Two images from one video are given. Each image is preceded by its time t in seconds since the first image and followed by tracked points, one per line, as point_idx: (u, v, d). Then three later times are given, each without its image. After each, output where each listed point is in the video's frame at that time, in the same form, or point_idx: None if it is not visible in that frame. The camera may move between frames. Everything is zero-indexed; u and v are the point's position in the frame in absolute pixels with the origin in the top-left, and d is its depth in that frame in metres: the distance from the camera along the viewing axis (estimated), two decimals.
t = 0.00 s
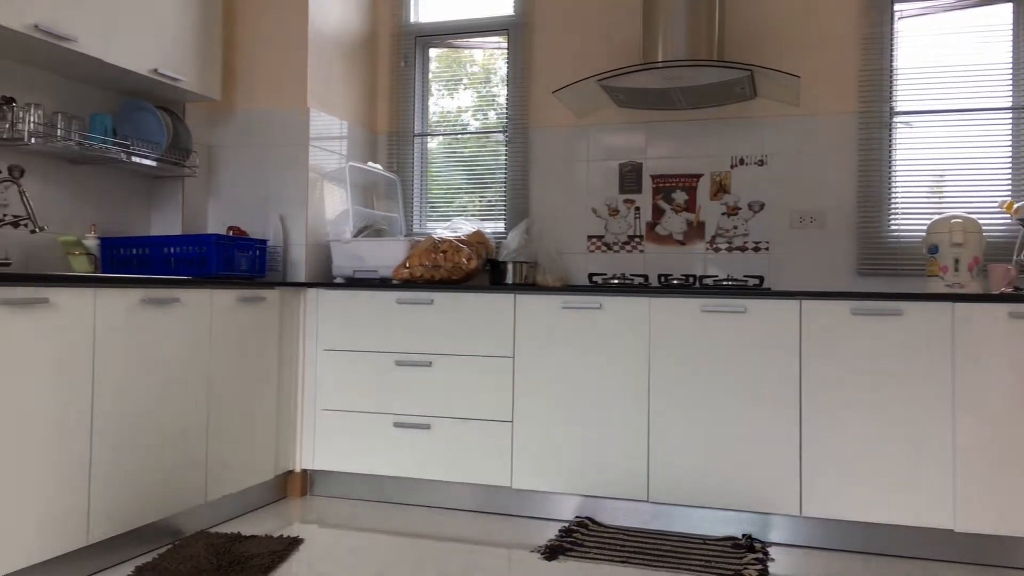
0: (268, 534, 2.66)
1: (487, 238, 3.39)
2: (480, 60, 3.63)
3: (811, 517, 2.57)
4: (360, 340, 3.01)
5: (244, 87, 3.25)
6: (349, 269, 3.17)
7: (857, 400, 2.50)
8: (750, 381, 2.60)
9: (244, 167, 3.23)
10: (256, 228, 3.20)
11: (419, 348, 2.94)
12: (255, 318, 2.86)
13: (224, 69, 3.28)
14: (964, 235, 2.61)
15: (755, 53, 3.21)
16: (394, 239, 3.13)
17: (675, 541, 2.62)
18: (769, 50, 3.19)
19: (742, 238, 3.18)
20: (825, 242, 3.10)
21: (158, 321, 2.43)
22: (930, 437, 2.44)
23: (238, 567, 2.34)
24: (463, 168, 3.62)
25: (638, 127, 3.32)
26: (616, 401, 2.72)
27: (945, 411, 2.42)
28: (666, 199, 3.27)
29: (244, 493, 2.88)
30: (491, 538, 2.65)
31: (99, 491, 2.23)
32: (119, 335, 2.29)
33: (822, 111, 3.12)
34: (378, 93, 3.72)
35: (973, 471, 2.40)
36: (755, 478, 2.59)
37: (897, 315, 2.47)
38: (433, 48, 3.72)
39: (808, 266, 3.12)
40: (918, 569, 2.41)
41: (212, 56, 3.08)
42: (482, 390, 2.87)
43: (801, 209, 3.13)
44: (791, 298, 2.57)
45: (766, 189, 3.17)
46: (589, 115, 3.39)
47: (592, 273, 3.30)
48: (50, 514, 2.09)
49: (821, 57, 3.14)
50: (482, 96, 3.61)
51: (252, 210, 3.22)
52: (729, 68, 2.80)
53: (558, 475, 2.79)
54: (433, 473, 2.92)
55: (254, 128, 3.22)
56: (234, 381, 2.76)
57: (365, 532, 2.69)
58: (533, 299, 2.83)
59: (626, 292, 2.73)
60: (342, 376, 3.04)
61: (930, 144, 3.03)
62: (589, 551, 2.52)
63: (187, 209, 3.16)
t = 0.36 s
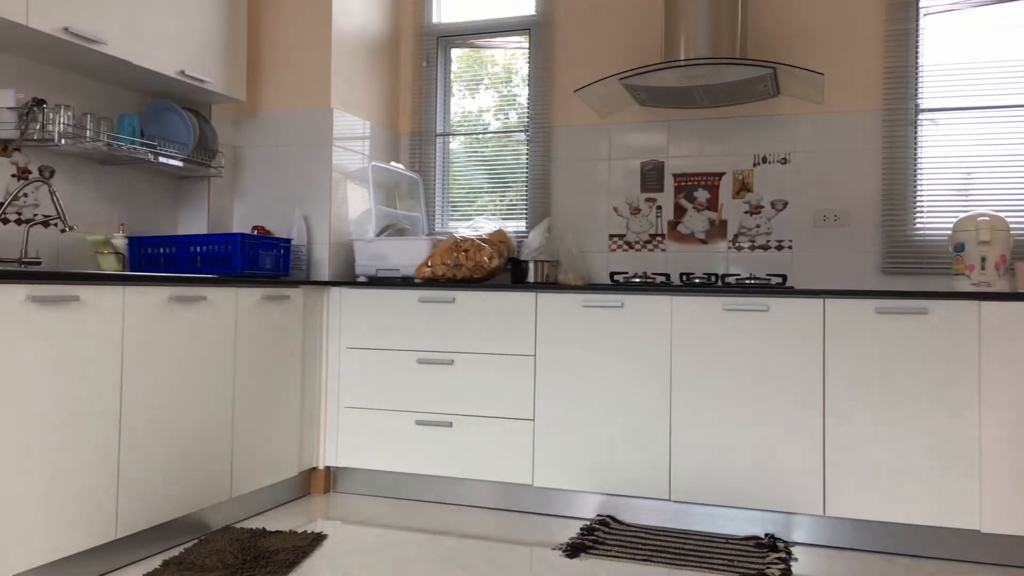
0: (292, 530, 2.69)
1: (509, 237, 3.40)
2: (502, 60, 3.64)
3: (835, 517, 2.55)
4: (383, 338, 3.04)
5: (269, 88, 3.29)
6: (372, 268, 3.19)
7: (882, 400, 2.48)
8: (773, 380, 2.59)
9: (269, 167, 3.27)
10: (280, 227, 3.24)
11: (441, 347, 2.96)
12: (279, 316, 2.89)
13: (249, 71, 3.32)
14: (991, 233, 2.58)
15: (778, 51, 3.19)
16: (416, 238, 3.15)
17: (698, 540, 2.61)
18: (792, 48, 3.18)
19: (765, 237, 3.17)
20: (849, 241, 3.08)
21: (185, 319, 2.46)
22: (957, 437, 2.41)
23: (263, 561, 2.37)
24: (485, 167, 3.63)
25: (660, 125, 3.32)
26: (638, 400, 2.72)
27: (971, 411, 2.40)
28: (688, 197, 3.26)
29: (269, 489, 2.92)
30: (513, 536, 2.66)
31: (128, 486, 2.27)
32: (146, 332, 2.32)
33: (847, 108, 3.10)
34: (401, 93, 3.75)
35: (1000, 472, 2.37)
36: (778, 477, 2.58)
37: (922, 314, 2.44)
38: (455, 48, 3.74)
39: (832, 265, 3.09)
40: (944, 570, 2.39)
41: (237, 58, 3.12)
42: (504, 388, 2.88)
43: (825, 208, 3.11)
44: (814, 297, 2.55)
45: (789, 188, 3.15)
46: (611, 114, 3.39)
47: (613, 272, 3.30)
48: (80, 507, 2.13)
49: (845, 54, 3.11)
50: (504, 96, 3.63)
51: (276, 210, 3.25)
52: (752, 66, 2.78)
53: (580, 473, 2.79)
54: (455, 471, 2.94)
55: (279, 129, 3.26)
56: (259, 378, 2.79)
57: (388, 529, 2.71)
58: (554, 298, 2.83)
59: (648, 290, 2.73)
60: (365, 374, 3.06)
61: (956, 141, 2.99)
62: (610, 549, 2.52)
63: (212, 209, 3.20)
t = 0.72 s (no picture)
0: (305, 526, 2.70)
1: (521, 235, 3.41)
2: (513, 60, 3.65)
3: (848, 516, 2.54)
4: (395, 336, 3.05)
5: (282, 87, 3.31)
6: (384, 266, 3.21)
7: (895, 398, 2.47)
8: (785, 378, 2.58)
9: (282, 166, 3.29)
10: (294, 226, 3.26)
11: (454, 344, 2.97)
12: (293, 314, 2.91)
13: (263, 70, 3.35)
14: (1005, 230, 2.56)
15: (791, 49, 3.19)
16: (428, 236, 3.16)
17: (710, 538, 2.61)
18: (806, 46, 3.17)
19: (777, 235, 3.16)
20: (862, 239, 3.07)
21: (200, 316, 2.49)
22: (971, 435, 2.40)
23: (276, 556, 2.39)
24: (496, 167, 3.64)
25: (672, 124, 3.31)
26: (650, 398, 2.72)
27: (985, 409, 2.39)
28: (700, 195, 3.26)
29: (282, 485, 2.94)
30: (525, 533, 2.67)
31: (143, 481, 2.30)
32: (162, 329, 2.35)
33: (860, 106, 3.09)
34: (414, 92, 3.76)
35: (1015, 470, 2.35)
36: (790, 475, 2.57)
37: (936, 312, 2.43)
38: (467, 46, 3.75)
39: (844, 263, 3.08)
40: (957, 568, 2.37)
41: (251, 58, 3.14)
42: (516, 386, 2.89)
43: (838, 206, 3.10)
44: (827, 294, 2.55)
45: (802, 186, 3.14)
46: (623, 112, 3.39)
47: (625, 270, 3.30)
48: (97, 502, 2.15)
49: (858, 52, 3.10)
50: (515, 96, 3.64)
51: (289, 209, 3.27)
52: (765, 63, 2.78)
53: (591, 470, 2.79)
54: (466, 468, 2.95)
55: (292, 128, 3.28)
56: (272, 375, 2.81)
57: (400, 526, 2.73)
58: (566, 296, 2.84)
59: (660, 288, 2.73)
60: (378, 371, 3.08)
61: (970, 138, 2.98)
62: (622, 546, 2.52)
63: (227, 207, 3.22)
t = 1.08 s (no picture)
0: (320, 522, 2.72)
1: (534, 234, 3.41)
2: (525, 61, 3.67)
3: (863, 515, 2.53)
4: (409, 334, 3.06)
5: (297, 87, 3.33)
6: (398, 264, 3.22)
7: (910, 397, 2.46)
8: (799, 376, 2.57)
9: (297, 165, 3.32)
10: (308, 225, 3.28)
11: (467, 342, 2.98)
12: (307, 312, 2.93)
13: (278, 71, 3.37)
14: (1022, 228, 2.54)
15: (805, 47, 3.18)
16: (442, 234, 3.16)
17: (723, 536, 2.60)
18: (820, 44, 3.16)
19: (791, 233, 3.15)
20: (877, 237, 3.06)
21: (216, 313, 2.51)
22: (987, 434, 2.38)
23: (291, 552, 2.40)
24: (509, 167, 3.66)
25: (685, 122, 3.31)
26: (663, 396, 2.72)
27: (1002, 408, 2.37)
28: (713, 194, 3.26)
29: (296, 483, 2.95)
30: (538, 531, 2.67)
31: (160, 477, 2.32)
32: (179, 326, 2.37)
33: (875, 103, 3.08)
34: (427, 92, 3.77)
35: None
36: (805, 474, 2.56)
37: (952, 310, 2.42)
38: (480, 46, 3.76)
39: (859, 261, 3.07)
40: (973, 568, 2.36)
41: (266, 58, 3.17)
42: (529, 384, 2.89)
43: (852, 204, 3.09)
44: (842, 293, 2.54)
45: (816, 184, 3.13)
46: (636, 111, 3.39)
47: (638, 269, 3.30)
48: (115, 497, 2.18)
49: (873, 49, 3.09)
50: (527, 96, 3.65)
51: (304, 208, 3.29)
52: (779, 61, 2.77)
53: (605, 468, 2.80)
54: (480, 466, 2.96)
55: (307, 128, 3.30)
56: (287, 373, 2.83)
57: (414, 523, 2.74)
58: (579, 294, 2.84)
59: (674, 287, 2.73)
60: (391, 369, 3.09)
61: (986, 136, 2.96)
62: (636, 544, 2.52)
63: (242, 206, 3.25)
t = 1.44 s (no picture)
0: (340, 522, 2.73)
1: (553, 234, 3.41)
2: (542, 61, 3.67)
3: (886, 517, 2.51)
4: (429, 334, 3.07)
5: (317, 88, 3.35)
6: (417, 264, 3.23)
7: (935, 398, 2.43)
8: (821, 377, 2.55)
9: (317, 166, 3.33)
10: (328, 225, 3.30)
11: (487, 342, 2.98)
12: (328, 312, 2.94)
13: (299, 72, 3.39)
14: None
15: (826, 45, 3.15)
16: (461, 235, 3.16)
17: (745, 538, 2.59)
18: (841, 42, 3.13)
19: (813, 233, 3.13)
20: (900, 236, 3.03)
21: (238, 313, 2.52)
22: (1014, 436, 2.35)
23: (313, 551, 2.42)
24: (527, 167, 3.66)
25: (705, 121, 3.29)
26: (684, 396, 2.71)
27: None
28: (734, 193, 3.24)
29: (317, 482, 2.96)
30: (558, 531, 2.67)
31: (183, 476, 2.33)
32: (201, 326, 2.38)
33: (897, 102, 3.05)
34: (446, 92, 3.78)
35: None
36: (827, 476, 2.54)
37: (978, 310, 2.39)
38: (499, 46, 3.77)
39: (882, 261, 3.04)
40: (999, 571, 2.33)
41: (287, 60, 3.19)
42: (549, 385, 2.89)
43: (875, 203, 3.06)
44: (865, 292, 2.52)
45: (838, 183, 3.10)
46: (655, 110, 3.38)
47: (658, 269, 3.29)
48: (138, 496, 2.19)
49: (896, 47, 3.06)
50: (545, 96, 3.65)
51: (324, 208, 3.31)
52: (801, 59, 2.75)
53: (625, 469, 2.79)
54: (500, 466, 2.96)
55: (327, 128, 3.32)
56: (308, 372, 2.84)
57: (434, 523, 2.74)
58: (599, 294, 2.83)
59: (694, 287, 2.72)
60: (411, 369, 3.10)
61: (1011, 134, 2.93)
62: (656, 546, 2.51)
63: (263, 207, 3.27)
